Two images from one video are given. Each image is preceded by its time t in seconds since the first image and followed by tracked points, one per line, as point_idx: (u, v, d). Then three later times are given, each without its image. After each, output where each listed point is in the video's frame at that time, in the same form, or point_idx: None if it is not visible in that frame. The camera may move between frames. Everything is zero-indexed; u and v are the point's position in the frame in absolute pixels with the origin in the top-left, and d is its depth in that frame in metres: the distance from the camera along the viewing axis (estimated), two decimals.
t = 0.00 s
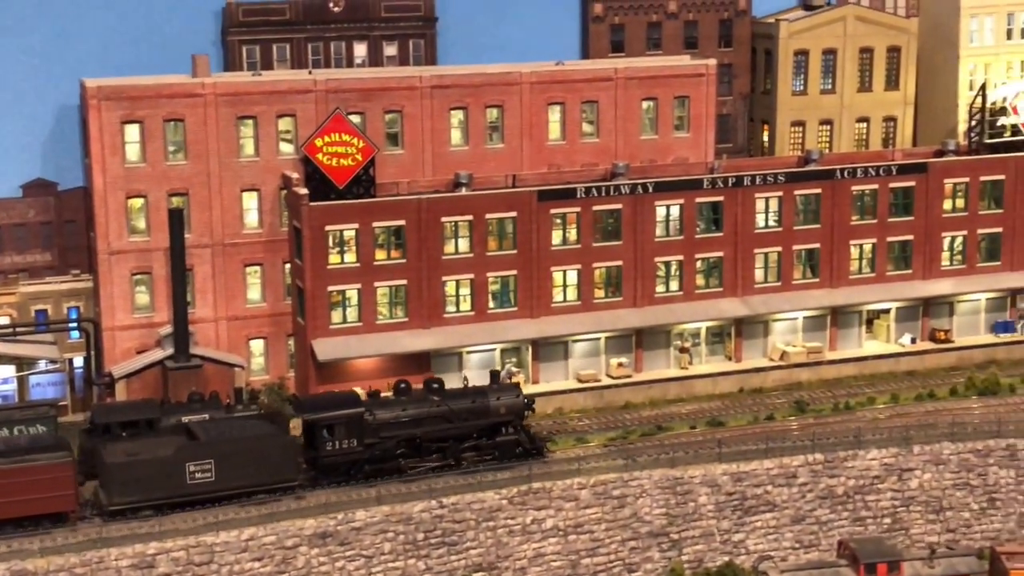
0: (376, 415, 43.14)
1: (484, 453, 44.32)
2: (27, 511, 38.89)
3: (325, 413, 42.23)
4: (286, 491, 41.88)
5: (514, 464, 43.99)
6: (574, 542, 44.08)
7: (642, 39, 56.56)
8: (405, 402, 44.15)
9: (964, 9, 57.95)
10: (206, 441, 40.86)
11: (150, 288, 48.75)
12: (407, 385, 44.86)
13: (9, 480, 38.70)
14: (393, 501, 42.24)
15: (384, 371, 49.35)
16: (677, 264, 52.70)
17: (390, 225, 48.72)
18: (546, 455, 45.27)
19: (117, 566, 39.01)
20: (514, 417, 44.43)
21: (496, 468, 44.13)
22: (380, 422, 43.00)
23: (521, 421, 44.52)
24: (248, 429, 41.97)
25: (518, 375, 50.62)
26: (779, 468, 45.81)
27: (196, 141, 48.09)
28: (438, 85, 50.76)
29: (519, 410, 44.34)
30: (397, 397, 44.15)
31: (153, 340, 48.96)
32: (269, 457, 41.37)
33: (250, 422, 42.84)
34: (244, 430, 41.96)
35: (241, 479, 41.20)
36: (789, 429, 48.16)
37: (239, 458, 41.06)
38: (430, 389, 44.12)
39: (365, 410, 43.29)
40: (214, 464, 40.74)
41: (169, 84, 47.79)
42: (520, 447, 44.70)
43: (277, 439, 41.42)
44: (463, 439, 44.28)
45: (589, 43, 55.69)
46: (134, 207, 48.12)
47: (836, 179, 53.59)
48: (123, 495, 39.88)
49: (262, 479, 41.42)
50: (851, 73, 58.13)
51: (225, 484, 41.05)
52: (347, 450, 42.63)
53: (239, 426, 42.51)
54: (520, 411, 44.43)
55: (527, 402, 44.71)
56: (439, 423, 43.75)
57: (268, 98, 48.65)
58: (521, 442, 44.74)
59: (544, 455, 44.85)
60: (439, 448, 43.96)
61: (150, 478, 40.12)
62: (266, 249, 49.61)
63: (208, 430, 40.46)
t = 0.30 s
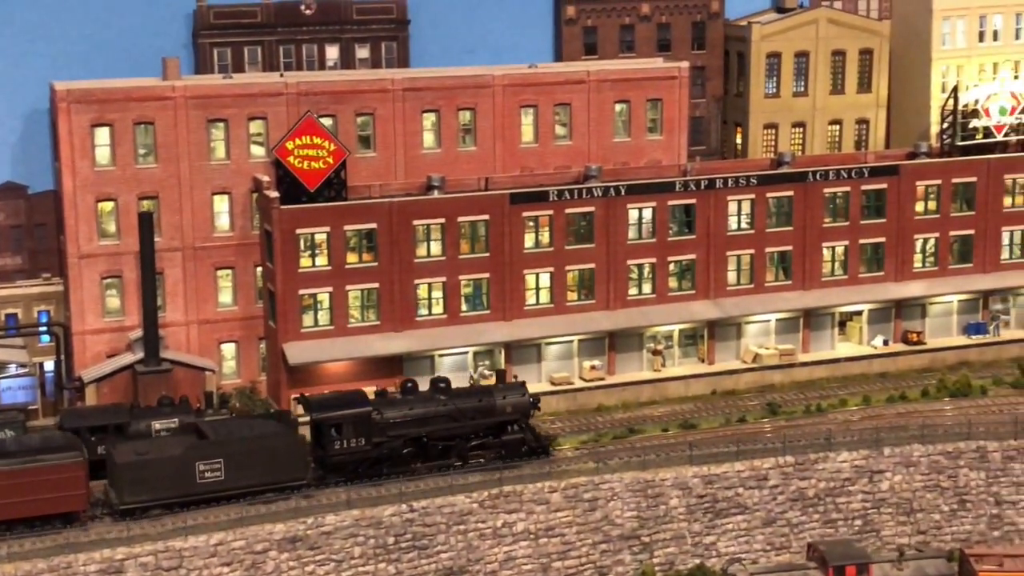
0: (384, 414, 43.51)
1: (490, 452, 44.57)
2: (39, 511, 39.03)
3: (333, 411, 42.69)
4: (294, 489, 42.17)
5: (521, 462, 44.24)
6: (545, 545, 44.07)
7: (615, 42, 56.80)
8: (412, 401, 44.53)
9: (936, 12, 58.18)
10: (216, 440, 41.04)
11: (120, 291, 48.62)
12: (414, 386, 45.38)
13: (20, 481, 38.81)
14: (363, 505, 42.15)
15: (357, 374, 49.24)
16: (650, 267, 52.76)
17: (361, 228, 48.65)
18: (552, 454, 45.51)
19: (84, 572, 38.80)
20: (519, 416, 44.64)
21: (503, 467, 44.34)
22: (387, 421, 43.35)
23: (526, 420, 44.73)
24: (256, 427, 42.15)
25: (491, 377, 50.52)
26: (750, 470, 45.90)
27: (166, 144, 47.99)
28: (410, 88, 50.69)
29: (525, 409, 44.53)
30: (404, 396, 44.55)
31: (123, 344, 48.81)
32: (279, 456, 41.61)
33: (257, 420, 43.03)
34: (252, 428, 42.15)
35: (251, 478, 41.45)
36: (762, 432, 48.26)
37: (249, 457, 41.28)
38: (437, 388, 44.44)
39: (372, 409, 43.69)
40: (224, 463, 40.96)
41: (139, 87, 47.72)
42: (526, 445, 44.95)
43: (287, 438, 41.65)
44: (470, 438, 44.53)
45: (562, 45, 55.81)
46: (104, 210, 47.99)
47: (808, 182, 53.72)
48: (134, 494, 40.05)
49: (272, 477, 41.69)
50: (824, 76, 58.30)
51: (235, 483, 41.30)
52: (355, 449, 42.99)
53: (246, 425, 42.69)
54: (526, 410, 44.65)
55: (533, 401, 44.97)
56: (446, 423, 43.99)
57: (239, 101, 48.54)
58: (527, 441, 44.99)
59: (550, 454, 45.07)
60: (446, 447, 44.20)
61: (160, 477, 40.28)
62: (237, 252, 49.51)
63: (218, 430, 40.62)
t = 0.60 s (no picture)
0: (395, 418, 43.93)
1: (499, 455, 45.30)
2: (55, 515, 39.12)
3: (346, 416, 43.12)
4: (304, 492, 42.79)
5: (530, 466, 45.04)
6: (519, 552, 44.18)
7: (590, 49, 57.61)
8: (422, 404, 44.97)
9: (911, 19, 58.39)
10: (229, 444, 41.62)
11: (95, 300, 48.60)
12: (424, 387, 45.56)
13: (36, 485, 38.90)
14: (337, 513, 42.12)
15: (332, 382, 49.26)
16: (625, 274, 52.92)
17: (336, 236, 48.70)
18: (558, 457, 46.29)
19: None
20: (528, 419, 45.39)
21: (511, 470, 45.10)
22: (399, 425, 43.79)
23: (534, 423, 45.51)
24: (268, 432, 42.77)
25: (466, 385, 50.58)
26: (723, 477, 46.07)
27: (140, 152, 48.03)
28: (385, 96, 50.82)
29: (533, 413, 45.31)
30: (415, 399, 44.99)
31: (98, 352, 48.76)
32: (291, 459, 42.24)
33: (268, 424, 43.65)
34: (264, 432, 42.75)
35: (263, 481, 42.05)
36: (737, 438, 48.45)
37: (261, 461, 41.87)
38: (447, 391, 44.92)
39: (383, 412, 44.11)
40: (237, 467, 41.56)
41: (113, 96, 47.75)
42: (535, 448, 45.68)
43: (298, 442, 42.28)
44: (479, 440, 45.25)
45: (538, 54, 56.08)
46: (78, 219, 47.98)
47: (782, 190, 53.97)
48: (149, 498, 40.56)
49: (284, 481, 42.31)
50: (798, 83, 58.69)
51: (248, 486, 41.89)
52: (366, 452, 43.45)
53: (257, 429, 43.32)
54: (534, 414, 45.41)
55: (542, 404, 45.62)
56: (457, 426, 44.62)
57: (213, 109, 48.64)
58: (535, 443, 45.73)
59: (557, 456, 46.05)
60: (456, 449, 44.92)
61: (174, 480, 40.79)
62: (212, 260, 49.54)
63: (232, 434, 41.19)
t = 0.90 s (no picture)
0: (399, 428, 44.09)
1: (503, 464, 45.33)
2: (62, 526, 39.55)
3: (349, 425, 43.41)
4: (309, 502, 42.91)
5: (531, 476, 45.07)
6: (487, 567, 44.20)
7: (558, 63, 58.08)
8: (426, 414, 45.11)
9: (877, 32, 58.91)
10: (235, 454, 41.78)
11: (62, 315, 48.37)
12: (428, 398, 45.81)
13: (43, 497, 39.36)
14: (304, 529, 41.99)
15: (300, 397, 49.16)
16: (595, 287, 52.97)
17: (305, 250, 48.67)
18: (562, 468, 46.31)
19: None
20: (530, 428, 45.36)
21: (514, 480, 45.15)
22: (403, 434, 43.93)
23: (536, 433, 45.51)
24: (274, 442, 42.94)
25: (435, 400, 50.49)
26: (691, 490, 46.14)
27: (107, 167, 47.91)
28: (353, 110, 50.81)
29: (536, 422, 45.26)
30: (419, 409, 45.14)
31: (65, 368, 48.54)
32: (297, 469, 42.38)
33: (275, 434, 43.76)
34: (270, 442, 42.88)
35: (270, 491, 42.21)
36: (707, 451, 48.55)
37: (267, 471, 42.04)
38: (450, 401, 45.05)
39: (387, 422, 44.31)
40: (244, 477, 41.72)
41: (79, 111, 47.60)
42: (537, 457, 45.69)
43: (304, 452, 42.40)
44: (482, 450, 45.27)
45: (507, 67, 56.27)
46: (44, 234, 47.77)
47: (751, 203, 54.17)
48: (155, 508, 40.78)
49: (290, 491, 42.45)
50: (767, 96, 59.58)
51: (255, 496, 42.05)
52: (370, 462, 43.69)
53: (264, 438, 43.43)
54: (536, 423, 45.35)
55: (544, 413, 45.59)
56: (460, 435, 44.67)
57: (180, 123, 48.50)
58: (538, 452, 45.76)
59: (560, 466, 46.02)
60: (460, 459, 44.95)
61: (181, 491, 40.98)
62: (180, 274, 49.39)
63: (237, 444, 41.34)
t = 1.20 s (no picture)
0: (393, 436, 44.44)
1: (496, 472, 45.93)
2: (61, 536, 40.15)
3: (344, 434, 43.66)
4: (305, 510, 43.30)
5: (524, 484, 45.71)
6: None
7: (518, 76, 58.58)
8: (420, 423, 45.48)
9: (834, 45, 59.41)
10: (230, 464, 42.25)
11: (19, 331, 48.20)
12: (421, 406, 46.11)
13: (43, 507, 40.00)
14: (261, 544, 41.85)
15: (259, 411, 49.11)
16: (555, 300, 53.16)
17: (263, 264, 48.67)
18: (553, 473, 47.03)
19: None
20: (523, 436, 45.87)
21: (506, 487, 45.81)
22: (397, 443, 44.29)
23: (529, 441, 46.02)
24: (270, 452, 43.39)
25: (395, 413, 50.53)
26: (650, 502, 46.31)
27: (64, 183, 47.84)
28: (311, 124, 50.89)
29: (529, 431, 45.76)
30: (413, 417, 45.49)
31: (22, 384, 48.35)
32: (292, 478, 42.82)
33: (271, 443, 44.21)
34: (265, 451, 43.32)
35: (267, 500, 42.64)
36: (668, 462, 48.76)
37: (261, 480, 42.46)
38: (444, 410, 45.42)
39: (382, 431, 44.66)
40: (240, 486, 42.16)
41: (35, 126, 47.53)
42: (530, 465, 46.37)
43: (299, 461, 42.85)
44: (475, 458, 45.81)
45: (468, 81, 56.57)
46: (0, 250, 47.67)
47: (710, 215, 54.49)
48: (153, 518, 41.23)
49: (286, 499, 42.87)
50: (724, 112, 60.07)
51: (252, 505, 42.50)
52: (365, 471, 44.05)
53: (260, 448, 43.86)
54: (529, 431, 45.86)
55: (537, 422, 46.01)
56: (454, 444, 45.13)
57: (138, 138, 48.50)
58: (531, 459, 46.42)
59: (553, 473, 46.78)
60: (453, 466, 45.48)
61: (177, 501, 41.43)
62: (138, 289, 49.35)
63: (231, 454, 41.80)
